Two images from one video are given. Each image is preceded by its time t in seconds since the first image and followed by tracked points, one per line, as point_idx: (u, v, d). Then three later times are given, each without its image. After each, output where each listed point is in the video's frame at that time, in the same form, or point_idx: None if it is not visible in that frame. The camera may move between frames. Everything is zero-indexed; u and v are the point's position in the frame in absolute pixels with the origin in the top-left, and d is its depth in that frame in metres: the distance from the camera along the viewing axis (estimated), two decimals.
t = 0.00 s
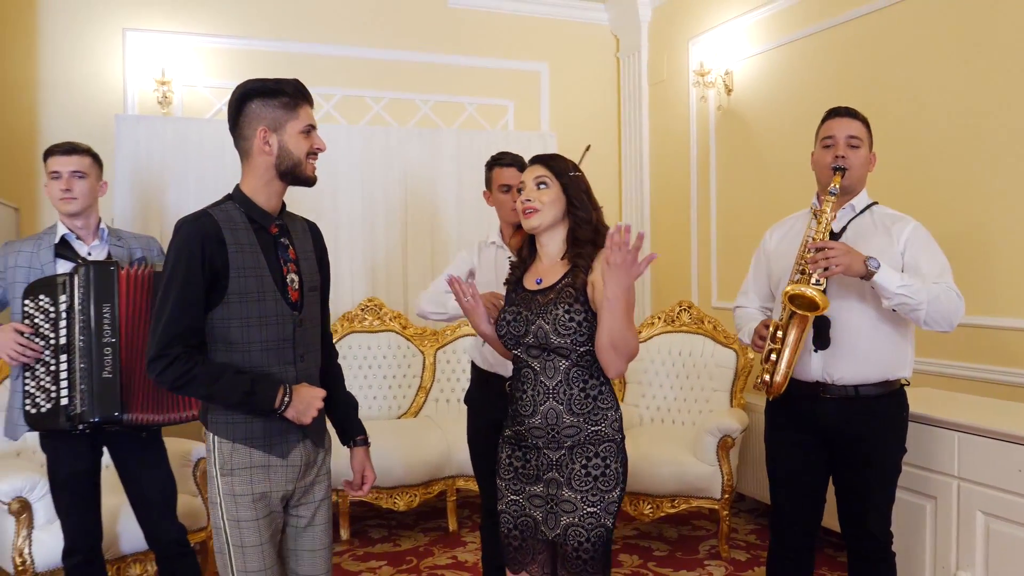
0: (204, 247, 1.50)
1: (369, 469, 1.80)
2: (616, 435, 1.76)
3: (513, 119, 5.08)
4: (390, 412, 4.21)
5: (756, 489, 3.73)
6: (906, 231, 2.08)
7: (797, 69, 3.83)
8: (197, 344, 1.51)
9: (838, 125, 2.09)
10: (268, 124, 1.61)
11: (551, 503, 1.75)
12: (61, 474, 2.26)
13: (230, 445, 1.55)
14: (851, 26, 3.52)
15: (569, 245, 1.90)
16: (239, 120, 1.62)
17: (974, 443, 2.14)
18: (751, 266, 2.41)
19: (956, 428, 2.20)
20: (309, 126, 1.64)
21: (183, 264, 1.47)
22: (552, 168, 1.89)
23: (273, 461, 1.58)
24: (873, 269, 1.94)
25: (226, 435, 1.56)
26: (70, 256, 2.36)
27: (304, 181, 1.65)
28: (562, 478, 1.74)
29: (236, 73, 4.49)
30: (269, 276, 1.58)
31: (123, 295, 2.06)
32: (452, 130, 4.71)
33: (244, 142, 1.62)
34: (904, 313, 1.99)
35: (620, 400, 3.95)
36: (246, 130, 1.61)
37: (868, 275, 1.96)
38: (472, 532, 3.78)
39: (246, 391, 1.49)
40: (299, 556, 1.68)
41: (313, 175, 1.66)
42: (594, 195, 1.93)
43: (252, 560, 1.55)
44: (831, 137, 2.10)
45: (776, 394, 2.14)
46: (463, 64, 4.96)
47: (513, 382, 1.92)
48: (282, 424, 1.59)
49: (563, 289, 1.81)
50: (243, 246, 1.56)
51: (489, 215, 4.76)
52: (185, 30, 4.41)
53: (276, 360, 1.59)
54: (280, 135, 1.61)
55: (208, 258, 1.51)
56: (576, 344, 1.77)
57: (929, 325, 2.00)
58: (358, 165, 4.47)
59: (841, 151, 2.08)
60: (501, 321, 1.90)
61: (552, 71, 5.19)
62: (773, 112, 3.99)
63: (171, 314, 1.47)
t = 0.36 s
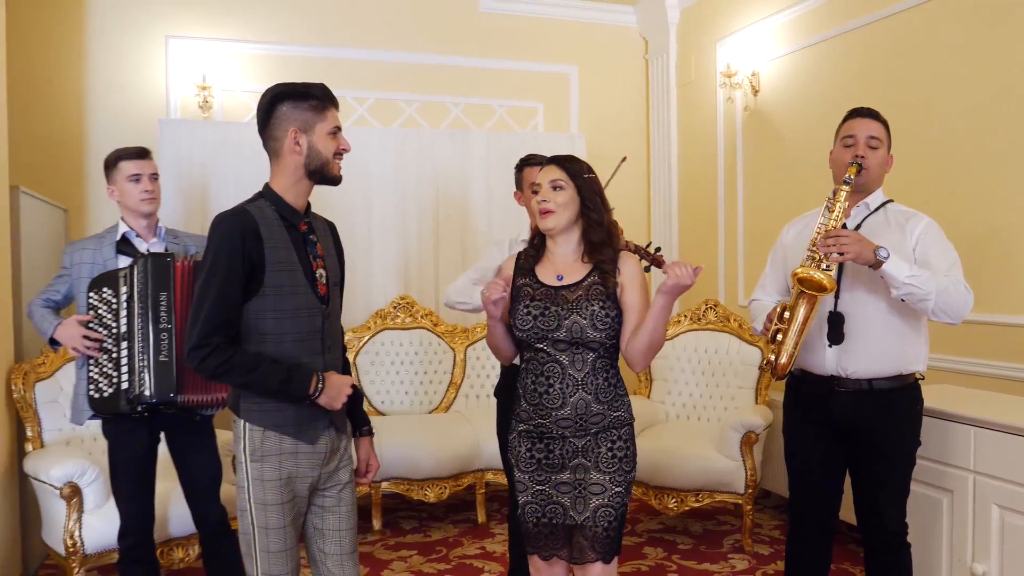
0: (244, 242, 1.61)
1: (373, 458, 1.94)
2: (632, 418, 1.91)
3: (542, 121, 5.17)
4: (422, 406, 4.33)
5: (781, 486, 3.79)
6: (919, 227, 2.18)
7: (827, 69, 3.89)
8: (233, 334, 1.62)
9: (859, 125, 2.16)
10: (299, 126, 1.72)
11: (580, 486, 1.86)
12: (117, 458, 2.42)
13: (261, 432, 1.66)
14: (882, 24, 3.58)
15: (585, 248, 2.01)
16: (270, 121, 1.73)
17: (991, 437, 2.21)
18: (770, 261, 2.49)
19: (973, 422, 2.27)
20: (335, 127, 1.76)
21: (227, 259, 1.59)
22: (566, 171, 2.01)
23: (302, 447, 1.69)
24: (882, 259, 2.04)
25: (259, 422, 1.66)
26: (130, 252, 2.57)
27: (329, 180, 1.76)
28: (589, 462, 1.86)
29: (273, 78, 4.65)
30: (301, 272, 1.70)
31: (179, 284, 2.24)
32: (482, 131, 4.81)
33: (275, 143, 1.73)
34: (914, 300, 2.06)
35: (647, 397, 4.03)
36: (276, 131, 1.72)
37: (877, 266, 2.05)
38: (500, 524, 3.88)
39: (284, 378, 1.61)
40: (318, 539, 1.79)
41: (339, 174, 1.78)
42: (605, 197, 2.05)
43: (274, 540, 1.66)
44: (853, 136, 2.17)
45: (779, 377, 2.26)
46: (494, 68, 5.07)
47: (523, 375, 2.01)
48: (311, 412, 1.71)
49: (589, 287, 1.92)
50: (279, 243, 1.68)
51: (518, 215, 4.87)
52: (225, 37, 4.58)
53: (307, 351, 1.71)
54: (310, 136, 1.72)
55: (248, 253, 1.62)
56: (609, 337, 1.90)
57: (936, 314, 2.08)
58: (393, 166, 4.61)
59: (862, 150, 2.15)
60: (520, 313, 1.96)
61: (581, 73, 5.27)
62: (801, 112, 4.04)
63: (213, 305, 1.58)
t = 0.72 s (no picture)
0: (261, 245, 1.69)
1: (393, 448, 2.02)
2: (638, 415, 1.97)
3: (549, 123, 5.24)
4: (429, 404, 4.40)
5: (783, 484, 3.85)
6: (907, 232, 2.27)
7: (830, 73, 3.94)
8: (253, 333, 1.70)
9: (846, 135, 2.24)
10: (312, 134, 1.80)
11: (586, 481, 1.92)
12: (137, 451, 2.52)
13: (282, 424, 1.74)
14: (883, 28, 3.63)
15: (595, 248, 2.09)
16: (286, 130, 1.81)
17: (981, 434, 2.28)
18: (763, 264, 2.58)
19: (963, 419, 2.34)
20: (348, 135, 1.83)
21: (243, 264, 1.66)
22: (575, 173, 2.08)
23: (321, 438, 1.77)
24: (874, 282, 2.13)
25: (281, 415, 1.74)
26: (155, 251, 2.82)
27: (341, 185, 1.84)
28: (596, 457, 1.92)
29: (284, 81, 4.74)
30: (317, 273, 1.78)
31: (200, 282, 2.50)
32: (490, 134, 4.89)
33: (290, 150, 1.81)
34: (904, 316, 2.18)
35: (650, 395, 4.09)
36: (291, 139, 1.80)
37: (870, 287, 2.14)
38: (505, 520, 3.95)
39: (300, 375, 1.68)
40: (335, 530, 1.86)
41: (350, 180, 1.85)
42: (611, 197, 2.13)
43: (295, 527, 1.73)
44: (840, 146, 2.25)
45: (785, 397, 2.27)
46: (501, 71, 5.14)
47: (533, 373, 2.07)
48: (328, 406, 1.78)
49: (600, 286, 1.99)
50: (295, 245, 1.75)
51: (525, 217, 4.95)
52: (238, 42, 4.67)
53: (324, 348, 1.79)
54: (323, 143, 1.80)
55: (265, 256, 1.70)
56: (620, 334, 1.97)
57: (928, 326, 2.19)
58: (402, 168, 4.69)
59: (849, 159, 2.24)
60: (532, 312, 2.02)
61: (587, 76, 5.33)
62: (804, 115, 4.10)
63: (232, 306, 1.66)
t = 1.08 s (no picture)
0: (281, 247, 1.79)
1: (428, 434, 2.09)
2: (638, 415, 2.01)
3: (555, 126, 5.31)
4: (437, 402, 4.48)
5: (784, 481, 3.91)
6: (899, 236, 2.34)
7: (832, 76, 4.00)
8: (276, 328, 1.79)
9: (836, 143, 2.32)
10: (333, 143, 1.88)
11: (580, 476, 2.01)
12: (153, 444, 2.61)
13: (303, 414, 1.83)
14: (883, 32, 3.70)
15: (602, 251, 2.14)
16: (309, 138, 1.90)
17: (973, 432, 2.34)
18: (756, 267, 2.68)
19: (956, 417, 2.40)
20: (368, 144, 1.91)
21: (261, 263, 1.76)
22: (586, 178, 2.13)
23: (341, 428, 1.86)
24: (870, 297, 2.21)
25: (302, 406, 1.83)
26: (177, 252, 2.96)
27: (360, 191, 1.92)
28: (590, 454, 2.01)
29: (296, 85, 4.84)
30: (334, 272, 1.86)
31: (218, 282, 2.60)
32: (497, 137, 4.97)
33: (312, 157, 1.89)
34: (899, 325, 2.27)
35: (654, 393, 4.16)
36: (314, 147, 1.89)
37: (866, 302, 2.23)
38: (511, 516, 4.02)
39: (319, 368, 1.77)
40: (360, 516, 1.95)
41: (369, 187, 1.92)
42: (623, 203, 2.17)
43: (325, 510, 1.82)
44: (831, 155, 2.33)
45: (791, 406, 2.35)
46: (508, 74, 5.22)
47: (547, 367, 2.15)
48: (349, 397, 1.86)
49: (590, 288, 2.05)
50: (313, 247, 1.84)
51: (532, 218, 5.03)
52: (251, 47, 4.77)
53: (343, 343, 1.87)
54: (343, 151, 1.88)
55: (284, 257, 1.79)
56: (604, 336, 2.00)
57: (920, 331, 2.28)
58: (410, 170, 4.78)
59: (842, 167, 2.32)
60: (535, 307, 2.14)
61: (594, 79, 5.40)
62: (807, 118, 4.16)
63: (255, 304, 1.75)
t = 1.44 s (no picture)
0: (294, 248, 1.88)
1: (428, 434, 2.18)
2: (632, 410, 2.10)
3: (565, 128, 5.40)
4: (448, 399, 4.58)
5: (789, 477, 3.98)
6: (897, 235, 2.42)
7: (837, 79, 4.07)
8: (289, 326, 1.88)
9: (836, 144, 2.40)
10: (349, 149, 1.97)
11: (579, 465, 2.11)
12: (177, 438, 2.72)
13: (315, 408, 1.93)
14: (887, 36, 3.76)
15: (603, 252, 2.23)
16: (326, 145, 2.00)
17: (970, 428, 2.41)
18: (760, 267, 2.74)
19: (953, 413, 2.47)
20: (382, 150, 2.00)
21: (275, 264, 1.85)
22: (594, 184, 2.21)
23: (352, 422, 1.95)
24: (869, 288, 2.28)
25: (314, 400, 1.92)
26: (199, 253, 3.06)
27: (373, 195, 2.01)
28: (587, 445, 2.10)
29: (311, 89, 4.94)
30: (347, 273, 1.95)
31: (241, 283, 2.72)
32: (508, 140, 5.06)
33: (329, 162, 2.00)
34: (895, 320, 2.34)
35: (662, 391, 4.23)
36: (331, 153, 1.99)
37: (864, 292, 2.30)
38: (521, 510, 4.11)
39: (330, 365, 1.86)
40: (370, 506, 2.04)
41: (383, 190, 2.02)
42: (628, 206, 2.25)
43: (335, 501, 1.91)
44: (831, 155, 2.42)
45: (791, 393, 2.41)
46: (519, 77, 5.30)
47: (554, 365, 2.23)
48: (358, 393, 1.96)
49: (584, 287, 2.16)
50: (328, 248, 1.93)
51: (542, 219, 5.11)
52: (267, 51, 4.88)
53: (353, 341, 1.96)
54: (359, 157, 1.98)
55: (299, 258, 1.88)
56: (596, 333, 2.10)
57: (916, 327, 2.34)
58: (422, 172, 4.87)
59: (841, 166, 2.40)
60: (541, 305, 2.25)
61: (603, 82, 5.48)
62: (812, 120, 4.23)
63: (270, 302, 1.84)
